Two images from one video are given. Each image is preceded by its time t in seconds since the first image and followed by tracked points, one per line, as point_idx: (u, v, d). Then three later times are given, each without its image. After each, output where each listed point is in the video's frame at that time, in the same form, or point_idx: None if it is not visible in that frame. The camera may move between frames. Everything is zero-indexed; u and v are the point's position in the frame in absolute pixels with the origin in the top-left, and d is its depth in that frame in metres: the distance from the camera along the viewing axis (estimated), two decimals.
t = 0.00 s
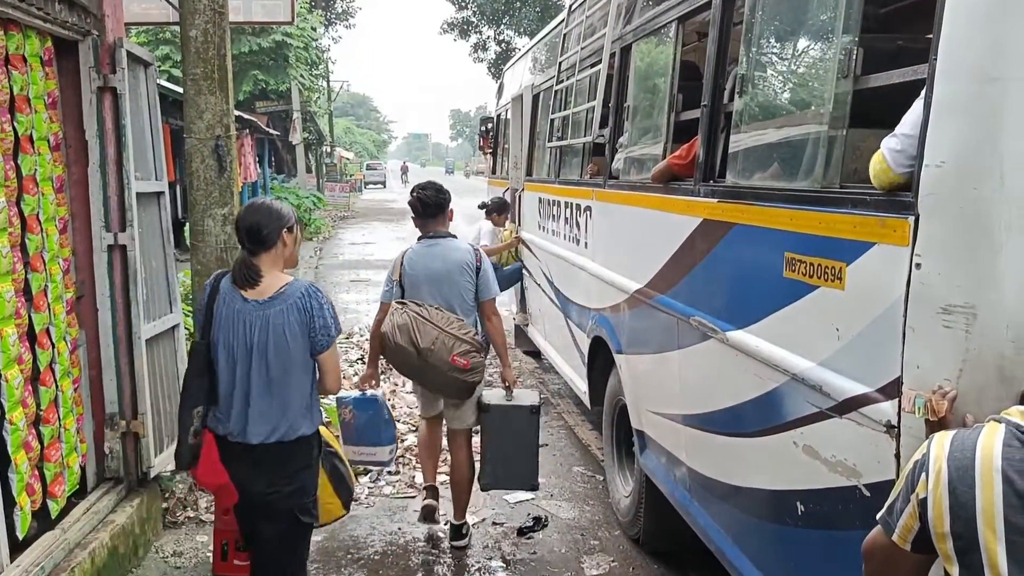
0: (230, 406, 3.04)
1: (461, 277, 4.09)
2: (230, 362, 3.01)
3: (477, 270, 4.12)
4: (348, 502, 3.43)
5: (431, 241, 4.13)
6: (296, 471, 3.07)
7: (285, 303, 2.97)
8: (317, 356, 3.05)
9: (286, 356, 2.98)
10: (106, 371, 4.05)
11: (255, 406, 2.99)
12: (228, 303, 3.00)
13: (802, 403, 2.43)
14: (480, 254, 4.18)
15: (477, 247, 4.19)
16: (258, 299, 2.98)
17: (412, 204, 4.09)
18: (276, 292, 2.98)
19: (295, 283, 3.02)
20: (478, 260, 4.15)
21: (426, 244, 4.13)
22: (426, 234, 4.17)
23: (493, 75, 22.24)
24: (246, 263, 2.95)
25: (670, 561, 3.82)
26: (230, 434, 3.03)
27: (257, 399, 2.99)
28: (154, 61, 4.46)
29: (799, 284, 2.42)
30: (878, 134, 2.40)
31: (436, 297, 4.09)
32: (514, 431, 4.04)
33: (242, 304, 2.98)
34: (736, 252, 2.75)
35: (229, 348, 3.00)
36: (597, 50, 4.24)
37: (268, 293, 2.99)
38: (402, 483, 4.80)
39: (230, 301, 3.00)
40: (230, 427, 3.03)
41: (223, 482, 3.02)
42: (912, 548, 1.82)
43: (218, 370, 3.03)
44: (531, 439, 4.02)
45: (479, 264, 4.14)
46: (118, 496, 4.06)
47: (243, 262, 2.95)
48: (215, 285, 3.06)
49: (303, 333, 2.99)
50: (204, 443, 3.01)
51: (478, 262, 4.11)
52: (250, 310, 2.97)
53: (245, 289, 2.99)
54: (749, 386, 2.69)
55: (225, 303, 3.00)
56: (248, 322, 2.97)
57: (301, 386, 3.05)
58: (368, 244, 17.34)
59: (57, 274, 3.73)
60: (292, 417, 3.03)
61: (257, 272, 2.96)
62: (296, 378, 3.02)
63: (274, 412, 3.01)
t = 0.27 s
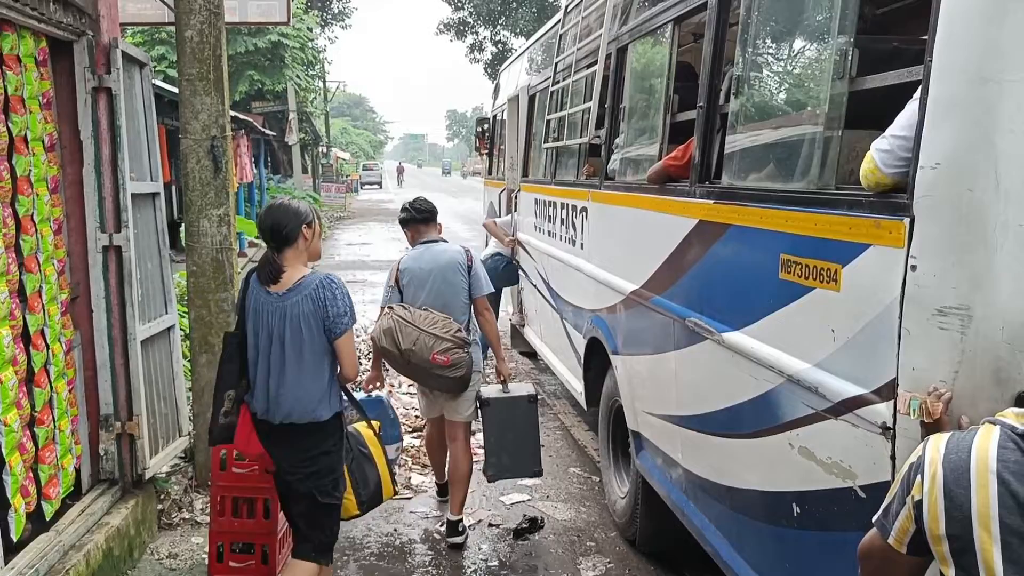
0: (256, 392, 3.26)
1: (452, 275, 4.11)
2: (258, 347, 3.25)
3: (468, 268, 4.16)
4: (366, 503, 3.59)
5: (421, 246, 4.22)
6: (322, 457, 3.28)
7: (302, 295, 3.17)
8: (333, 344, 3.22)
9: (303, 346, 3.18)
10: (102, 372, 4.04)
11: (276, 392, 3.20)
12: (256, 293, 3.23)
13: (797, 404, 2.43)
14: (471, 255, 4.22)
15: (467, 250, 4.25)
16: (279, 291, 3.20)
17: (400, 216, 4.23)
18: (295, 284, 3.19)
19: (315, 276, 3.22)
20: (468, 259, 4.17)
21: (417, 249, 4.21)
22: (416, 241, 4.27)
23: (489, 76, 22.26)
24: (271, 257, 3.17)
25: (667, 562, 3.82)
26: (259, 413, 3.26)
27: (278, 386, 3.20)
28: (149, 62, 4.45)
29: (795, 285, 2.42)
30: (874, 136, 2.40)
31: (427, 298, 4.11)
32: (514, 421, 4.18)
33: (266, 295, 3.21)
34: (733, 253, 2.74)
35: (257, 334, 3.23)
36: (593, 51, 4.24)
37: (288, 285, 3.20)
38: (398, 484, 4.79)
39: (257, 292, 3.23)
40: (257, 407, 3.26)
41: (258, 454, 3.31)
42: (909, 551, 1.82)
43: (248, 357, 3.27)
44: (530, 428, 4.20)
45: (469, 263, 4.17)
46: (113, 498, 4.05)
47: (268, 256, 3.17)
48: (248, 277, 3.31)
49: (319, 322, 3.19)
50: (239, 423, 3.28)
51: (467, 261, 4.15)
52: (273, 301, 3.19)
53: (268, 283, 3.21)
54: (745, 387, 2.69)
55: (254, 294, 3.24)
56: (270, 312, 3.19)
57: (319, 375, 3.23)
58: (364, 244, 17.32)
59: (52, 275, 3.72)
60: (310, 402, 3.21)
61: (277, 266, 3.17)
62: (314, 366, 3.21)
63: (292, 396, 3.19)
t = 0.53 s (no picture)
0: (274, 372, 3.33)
1: (441, 264, 4.54)
2: (276, 333, 3.33)
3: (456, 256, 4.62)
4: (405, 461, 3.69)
5: (412, 242, 4.67)
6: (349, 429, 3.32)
7: (316, 283, 3.23)
8: (345, 333, 3.26)
9: (317, 328, 3.23)
10: (95, 376, 4.04)
11: (291, 371, 3.26)
12: (279, 282, 3.33)
13: (790, 402, 2.42)
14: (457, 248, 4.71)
15: (454, 242, 4.74)
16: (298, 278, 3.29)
17: (388, 222, 4.73)
18: (312, 272, 3.27)
19: (333, 266, 3.29)
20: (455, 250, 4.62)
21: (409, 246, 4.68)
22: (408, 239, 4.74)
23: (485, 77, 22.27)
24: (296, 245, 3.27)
25: (663, 561, 3.81)
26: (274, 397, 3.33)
27: (293, 366, 3.26)
28: (141, 65, 4.45)
29: (787, 283, 2.42)
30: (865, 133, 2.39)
31: (419, 286, 4.50)
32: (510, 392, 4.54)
33: (286, 283, 3.30)
34: (725, 252, 2.73)
35: (276, 320, 3.32)
36: (585, 51, 4.24)
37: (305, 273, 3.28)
38: (394, 486, 4.79)
39: (279, 280, 3.34)
40: (272, 391, 3.33)
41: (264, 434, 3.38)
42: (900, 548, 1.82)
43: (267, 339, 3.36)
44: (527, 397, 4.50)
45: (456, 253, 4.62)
46: (108, 501, 4.04)
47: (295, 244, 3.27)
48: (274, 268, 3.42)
49: (332, 311, 3.23)
50: (248, 398, 3.34)
51: (454, 250, 4.60)
52: (291, 288, 3.27)
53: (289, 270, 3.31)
54: (737, 386, 2.69)
55: (276, 282, 3.34)
56: (289, 295, 3.28)
57: (332, 358, 3.26)
58: (360, 246, 17.33)
59: (44, 279, 3.71)
60: (321, 387, 3.25)
61: (297, 254, 3.26)
62: (327, 349, 3.25)
63: (304, 380, 3.25)
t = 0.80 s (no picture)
0: (301, 372, 3.48)
1: (432, 260, 4.62)
2: (302, 334, 3.48)
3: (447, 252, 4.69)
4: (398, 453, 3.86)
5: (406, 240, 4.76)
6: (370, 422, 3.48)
7: (345, 287, 3.40)
8: (371, 333, 3.43)
9: (345, 331, 3.40)
10: (80, 382, 4.03)
11: (320, 372, 3.42)
12: (305, 285, 3.48)
13: (774, 400, 2.43)
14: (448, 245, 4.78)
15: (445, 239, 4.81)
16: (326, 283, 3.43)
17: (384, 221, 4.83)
18: (340, 277, 3.42)
19: (359, 271, 3.46)
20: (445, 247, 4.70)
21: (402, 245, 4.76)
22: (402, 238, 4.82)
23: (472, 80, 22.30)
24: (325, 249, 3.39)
25: (652, 560, 3.81)
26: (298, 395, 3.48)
27: (322, 366, 3.42)
28: (123, 69, 4.43)
29: (770, 282, 2.43)
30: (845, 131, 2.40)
31: (412, 283, 4.59)
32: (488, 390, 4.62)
33: (314, 286, 3.45)
34: (708, 251, 2.74)
35: (303, 322, 3.47)
36: (569, 51, 4.25)
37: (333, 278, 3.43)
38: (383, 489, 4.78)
39: (305, 283, 3.48)
40: (298, 390, 3.48)
41: (290, 432, 3.53)
42: (882, 543, 1.86)
43: (293, 341, 3.51)
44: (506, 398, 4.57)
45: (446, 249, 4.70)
46: (94, 508, 4.03)
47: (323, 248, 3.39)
48: (297, 272, 3.56)
49: (359, 313, 3.40)
50: (278, 401, 3.50)
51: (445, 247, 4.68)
52: (319, 292, 3.43)
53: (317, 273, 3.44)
54: (722, 385, 2.69)
55: (302, 286, 3.49)
56: (317, 299, 3.43)
57: (360, 359, 3.44)
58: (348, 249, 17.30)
59: (28, 285, 3.69)
60: (347, 385, 3.42)
61: (327, 260, 3.38)
62: (355, 350, 3.42)
63: (333, 379, 3.41)
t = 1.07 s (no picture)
0: (331, 361, 3.71)
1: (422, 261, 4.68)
2: (331, 324, 3.71)
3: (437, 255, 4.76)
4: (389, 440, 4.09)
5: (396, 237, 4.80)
6: (383, 411, 3.71)
7: (376, 276, 3.71)
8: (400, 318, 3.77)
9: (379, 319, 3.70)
10: (49, 387, 3.98)
11: (355, 356, 3.67)
12: (331, 278, 3.72)
13: (742, 398, 2.46)
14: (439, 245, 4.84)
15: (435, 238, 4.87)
16: (355, 275, 3.71)
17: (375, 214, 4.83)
18: (369, 270, 3.72)
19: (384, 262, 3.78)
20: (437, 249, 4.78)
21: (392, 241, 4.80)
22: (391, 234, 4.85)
23: (446, 80, 22.27)
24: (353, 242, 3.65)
25: (626, 558, 3.84)
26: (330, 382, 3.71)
27: (356, 353, 3.67)
28: (90, 70, 4.37)
29: (737, 280, 2.46)
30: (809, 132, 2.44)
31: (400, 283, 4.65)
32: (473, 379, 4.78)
33: (343, 277, 3.71)
34: (677, 250, 2.77)
35: (332, 312, 3.70)
36: (540, 53, 4.26)
37: (363, 270, 3.72)
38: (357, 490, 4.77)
39: (332, 275, 3.73)
40: (330, 377, 3.70)
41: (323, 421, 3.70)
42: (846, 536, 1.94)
43: (321, 333, 3.72)
44: (490, 385, 4.75)
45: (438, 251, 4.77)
46: (64, 514, 3.98)
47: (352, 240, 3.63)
48: (316, 265, 3.80)
49: (389, 299, 3.73)
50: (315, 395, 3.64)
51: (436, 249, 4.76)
52: (350, 282, 3.70)
53: (346, 267, 3.71)
54: (691, 382, 2.72)
55: (328, 278, 3.73)
56: (348, 291, 3.70)
57: (389, 345, 3.75)
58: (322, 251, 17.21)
59: None
60: (380, 367, 3.70)
61: (359, 253, 3.65)
62: (386, 338, 3.73)
63: (369, 362, 3.68)
